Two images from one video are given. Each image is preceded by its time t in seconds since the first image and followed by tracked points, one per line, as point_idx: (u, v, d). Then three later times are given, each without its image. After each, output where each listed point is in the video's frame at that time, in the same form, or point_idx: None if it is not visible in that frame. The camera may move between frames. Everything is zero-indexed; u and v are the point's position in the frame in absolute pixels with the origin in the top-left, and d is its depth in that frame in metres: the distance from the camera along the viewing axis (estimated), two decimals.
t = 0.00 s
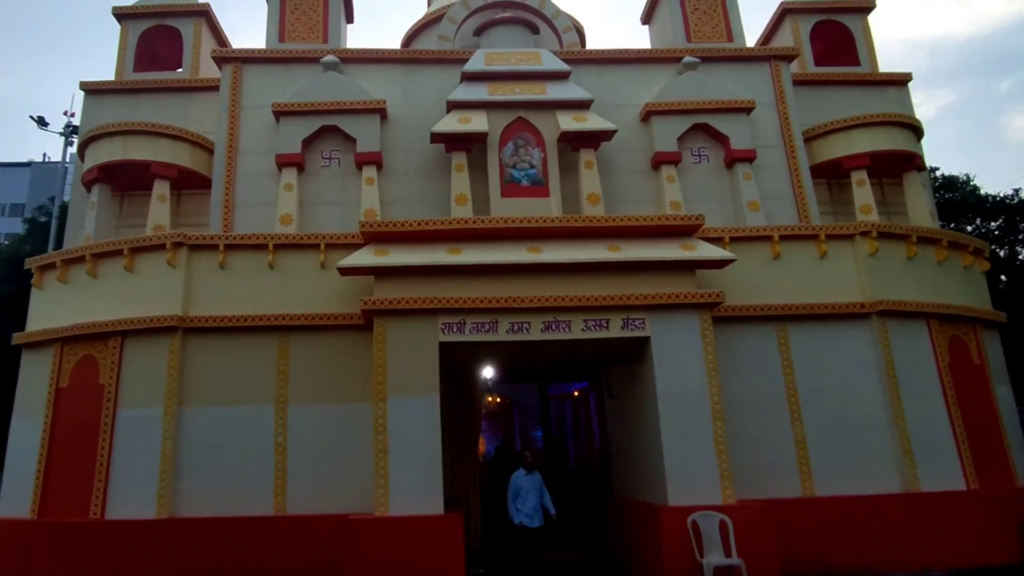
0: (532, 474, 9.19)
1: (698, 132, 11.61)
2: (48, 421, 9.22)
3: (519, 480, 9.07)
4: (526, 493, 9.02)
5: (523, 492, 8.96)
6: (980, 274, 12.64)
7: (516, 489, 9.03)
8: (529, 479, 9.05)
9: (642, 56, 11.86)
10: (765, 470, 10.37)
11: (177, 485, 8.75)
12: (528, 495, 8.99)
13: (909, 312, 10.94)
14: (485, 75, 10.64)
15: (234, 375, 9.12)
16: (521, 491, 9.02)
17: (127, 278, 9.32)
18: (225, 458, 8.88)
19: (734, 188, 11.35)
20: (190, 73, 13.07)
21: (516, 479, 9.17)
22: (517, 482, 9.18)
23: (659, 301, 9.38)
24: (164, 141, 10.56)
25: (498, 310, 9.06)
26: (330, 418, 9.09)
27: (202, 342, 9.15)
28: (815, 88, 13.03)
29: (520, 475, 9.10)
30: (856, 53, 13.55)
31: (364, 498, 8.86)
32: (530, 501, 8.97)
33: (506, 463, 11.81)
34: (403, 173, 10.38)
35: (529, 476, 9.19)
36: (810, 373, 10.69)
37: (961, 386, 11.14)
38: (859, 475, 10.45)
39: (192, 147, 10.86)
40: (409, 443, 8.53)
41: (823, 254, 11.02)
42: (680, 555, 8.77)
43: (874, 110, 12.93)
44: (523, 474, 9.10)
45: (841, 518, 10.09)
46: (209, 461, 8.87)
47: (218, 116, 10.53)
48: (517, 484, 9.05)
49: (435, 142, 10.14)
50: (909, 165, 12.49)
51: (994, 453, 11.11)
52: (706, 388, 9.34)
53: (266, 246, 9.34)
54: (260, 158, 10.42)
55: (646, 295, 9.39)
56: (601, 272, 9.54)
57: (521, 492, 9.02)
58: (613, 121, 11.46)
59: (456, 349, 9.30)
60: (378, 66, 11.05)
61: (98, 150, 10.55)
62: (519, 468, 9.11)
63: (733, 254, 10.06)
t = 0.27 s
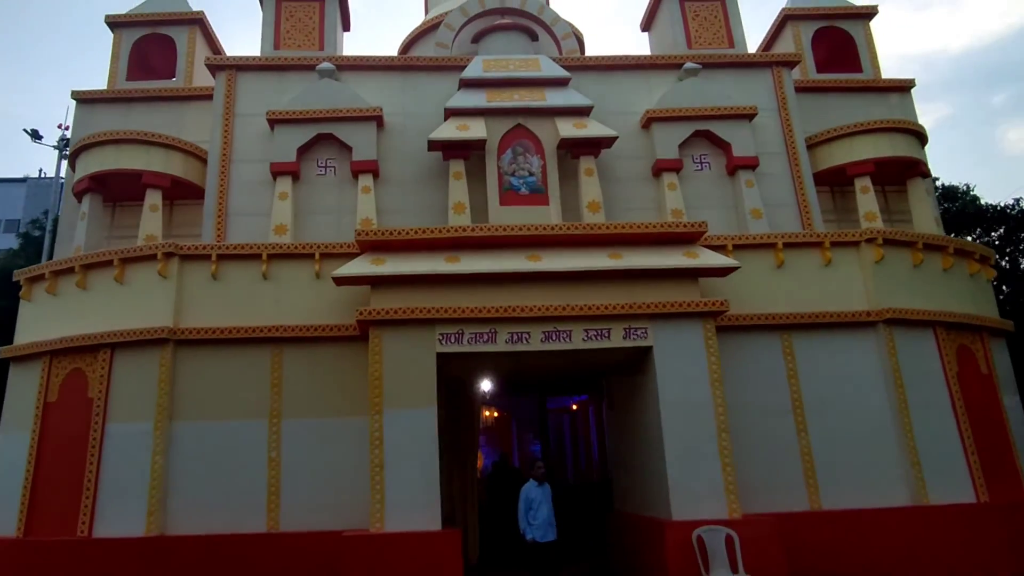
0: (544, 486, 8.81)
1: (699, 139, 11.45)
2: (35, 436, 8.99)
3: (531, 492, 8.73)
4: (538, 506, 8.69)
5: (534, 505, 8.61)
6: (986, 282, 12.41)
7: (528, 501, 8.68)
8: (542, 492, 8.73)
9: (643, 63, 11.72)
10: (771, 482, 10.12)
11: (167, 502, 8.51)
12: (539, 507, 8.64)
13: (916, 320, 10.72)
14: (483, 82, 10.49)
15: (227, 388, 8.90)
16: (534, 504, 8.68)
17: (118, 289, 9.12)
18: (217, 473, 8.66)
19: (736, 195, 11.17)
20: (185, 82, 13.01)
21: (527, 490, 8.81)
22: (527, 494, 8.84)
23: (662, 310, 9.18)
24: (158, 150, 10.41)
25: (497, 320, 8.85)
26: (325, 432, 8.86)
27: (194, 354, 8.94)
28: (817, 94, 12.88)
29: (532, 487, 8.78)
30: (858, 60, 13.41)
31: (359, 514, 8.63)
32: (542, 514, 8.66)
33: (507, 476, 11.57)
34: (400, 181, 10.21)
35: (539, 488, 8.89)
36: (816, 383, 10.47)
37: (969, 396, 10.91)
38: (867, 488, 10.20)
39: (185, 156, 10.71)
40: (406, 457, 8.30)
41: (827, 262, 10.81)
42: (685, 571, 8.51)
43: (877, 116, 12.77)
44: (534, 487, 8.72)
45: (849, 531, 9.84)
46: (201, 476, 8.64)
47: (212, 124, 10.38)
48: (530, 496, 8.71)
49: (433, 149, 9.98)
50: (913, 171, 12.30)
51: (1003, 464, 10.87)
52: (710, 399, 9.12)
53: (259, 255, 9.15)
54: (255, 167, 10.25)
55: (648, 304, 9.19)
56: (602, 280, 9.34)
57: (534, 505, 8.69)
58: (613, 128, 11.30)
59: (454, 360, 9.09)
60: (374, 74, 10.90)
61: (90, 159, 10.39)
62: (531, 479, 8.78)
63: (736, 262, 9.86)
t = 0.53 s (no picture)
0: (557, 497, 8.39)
1: (703, 141, 11.23)
2: (21, 447, 8.71)
3: (547, 505, 8.33)
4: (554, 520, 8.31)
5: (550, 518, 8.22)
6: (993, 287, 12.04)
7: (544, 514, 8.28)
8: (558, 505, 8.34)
9: (645, 64, 11.51)
10: (779, 491, 9.85)
11: (157, 516, 8.24)
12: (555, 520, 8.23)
13: (925, 324, 10.48)
14: (482, 83, 10.27)
15: (220, 397, 8.64)
16: (550, 517, 8.30)
17: (107, 296, 8.85)
18: (209, 486, 8.39)
19: (741, 198, 10.94)
20: (179, 83, 12.81)
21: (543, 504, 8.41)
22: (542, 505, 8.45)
23: (667, 315, 8.93)
24: (149, 153, 10.18)
25: (496, 326, 8.60)
26: (320, 442, 8.59)
27: (185, 363, 8.67)
28: (821, 96, 12.67)
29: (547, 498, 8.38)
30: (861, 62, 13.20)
31: (355, 527, 8.36)
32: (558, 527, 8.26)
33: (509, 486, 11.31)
34: (397, 184, 9.97)
35: (553, 500, 8.52)
36: (824, 390, 10.21)
37: (979, 402, 10.66)
38: (876, 497, 9.94)
39: (179, 159, 10.48)
40: (404, 469, 8.03)
41: (834, 266, 10.56)
42: None
43: (882, 118, 12.55)
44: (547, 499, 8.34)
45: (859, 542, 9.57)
46: (192, 489, 8.36)
47: (205, 126, 10.14)
48: (545, 509, 8.32)
49: (433, 151, 9.76)
50: (918, 173, 12.08)
51: (1015, 472, 10.61)
52: (716, 406, 8.87)
53: (253, 260, 8.89)
54: (249, 170, 10.00)
55: (652, 309, 8.94)
56: (605, 285, 9.10)
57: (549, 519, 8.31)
58: (615, 130, 11.07)
59: (453, 368, 8.83)
60: (371, 75, 10.67)
61: (80, 162, 10.16)
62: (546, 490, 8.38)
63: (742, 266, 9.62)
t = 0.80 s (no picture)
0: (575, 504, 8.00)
1: (706, 144, 11.06)
2: (7, 456, 8.51)
3: (565, 513, 7.96)
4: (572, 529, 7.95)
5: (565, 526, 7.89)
6: (1000, 290, 11.90)
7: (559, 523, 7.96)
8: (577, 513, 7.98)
9: (646, 66, 11.34)
10: (783, 499, 9.64)
11: (146, 526, 8.03)
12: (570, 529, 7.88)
13: (931, 329, 10.29)
14: (481, 85, 10.10)
15: (212, 404, 8.44)
16: (567, 526, 7.94)
17: (97, 301, 8.66)
18: (201, 495, 8.19)
19: (744, 201, 10.77)
20: (173, 85, 12.66)
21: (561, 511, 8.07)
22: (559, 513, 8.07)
23: (670, 319, 8.74)
24: (141, 155, 10.03)
25: (495, 331, 8.41)
26: (315, 450, 8.39)
27: (177, 369, 8.49)
28: (825, 98, 12.51)
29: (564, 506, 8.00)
30: (864, 64, 13.06)
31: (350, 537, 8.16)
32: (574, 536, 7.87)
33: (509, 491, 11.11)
34: (395, 188, 9.80)
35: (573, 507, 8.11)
36: (829, 396, 10.01)
37: (986, 408, 10.47)
38: (882, 505, 9.74)
39: (171, 161, 10.31)
40: (400, 477, 7.84)
41: (839, 269, 10.37)
42: None
43: (886, 120, 12.39)
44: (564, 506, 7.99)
45: (866, 551, 9.36)
46: (184, 498, 8.16)
47: (198, 128, 9.96)
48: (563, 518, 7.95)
49: (430, 154, 9.59)
50: (923, 177, 11.90)
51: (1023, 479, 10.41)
52: (720, 413, 8.67)
53: (246, 264, 8.69)
54: (243, 173, 9.83)
55: (655, 313, 8.75)
56: (607, 289, 8.91)
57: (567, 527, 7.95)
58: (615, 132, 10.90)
59: (451, 374, 8.64)
60: (368, 76, 10.49)
61: (70, 164, 9.99)
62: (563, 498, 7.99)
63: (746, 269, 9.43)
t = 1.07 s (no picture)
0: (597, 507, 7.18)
1: (708, 144, 10.92)
2: None
3: (585, 516, 7.12)
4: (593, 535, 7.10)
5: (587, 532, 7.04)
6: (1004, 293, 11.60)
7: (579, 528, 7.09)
8: (598, 517, 7.16)
9: (647, 66, 11.22)
10: (789, 504, 9.43)
11: (136, 533, 7.81)
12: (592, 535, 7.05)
13: (938, 330, 10.12)
14: (479, 84, 9.96)
15: (205, 408, 8.23)
16: (588, 532, 7.09)
17: (86, 303, 8.46)
18: (193, 501, 7.97)
19: (747, 202, 10.62)
20: (165, 85, 12.51)
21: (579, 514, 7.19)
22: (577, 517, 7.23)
23: (673, 320, 8.56)
24: (133, 155, 9.89)
25: (495, 332, 8.23)
26: (311, 455, 8.18)
27: (169, 372, 8.28)
28: (826, 99, 12.40)
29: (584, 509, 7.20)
30: (865, 65, 12.96)
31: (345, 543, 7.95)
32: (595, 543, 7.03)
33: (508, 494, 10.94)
34: (392, 188, 9.63)
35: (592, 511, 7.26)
36: (835, 399, 9.82)
37: (993, 410, 10.29)
38: (890, 510, 9.54)
39: (163, 161, 10.17)
40: (398, 482, 7.65)
41: (844, 270, 10.20)
42: None
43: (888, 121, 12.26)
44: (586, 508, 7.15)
45: (873, 557, 9.16)
46: (175, 505, 7.94)
47: (192, 128, 9.79)
48: (583, 522, 7.10)
49: (428, 153, 9.43)
50: (927, 178, 11.75)
51: None
52: (725, 415, 8.48)
53: (240, 265, 8.49)
54: (237, 173, 9.66)
55: (658, 314, 8.58)
56: (609, 290, 8.73)
57: (587, 533, 7.09)
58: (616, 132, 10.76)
59: (450, 377, 8.46)
60: (364, 75, 10.34)
61: (60, 163, 9.83)
62: (583, 500, 7.21)
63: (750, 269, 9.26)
